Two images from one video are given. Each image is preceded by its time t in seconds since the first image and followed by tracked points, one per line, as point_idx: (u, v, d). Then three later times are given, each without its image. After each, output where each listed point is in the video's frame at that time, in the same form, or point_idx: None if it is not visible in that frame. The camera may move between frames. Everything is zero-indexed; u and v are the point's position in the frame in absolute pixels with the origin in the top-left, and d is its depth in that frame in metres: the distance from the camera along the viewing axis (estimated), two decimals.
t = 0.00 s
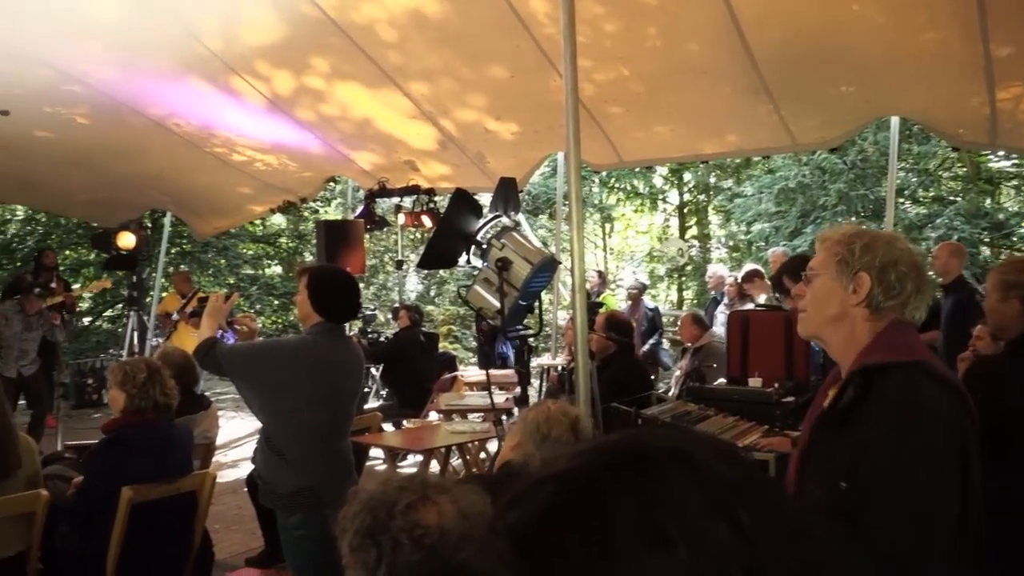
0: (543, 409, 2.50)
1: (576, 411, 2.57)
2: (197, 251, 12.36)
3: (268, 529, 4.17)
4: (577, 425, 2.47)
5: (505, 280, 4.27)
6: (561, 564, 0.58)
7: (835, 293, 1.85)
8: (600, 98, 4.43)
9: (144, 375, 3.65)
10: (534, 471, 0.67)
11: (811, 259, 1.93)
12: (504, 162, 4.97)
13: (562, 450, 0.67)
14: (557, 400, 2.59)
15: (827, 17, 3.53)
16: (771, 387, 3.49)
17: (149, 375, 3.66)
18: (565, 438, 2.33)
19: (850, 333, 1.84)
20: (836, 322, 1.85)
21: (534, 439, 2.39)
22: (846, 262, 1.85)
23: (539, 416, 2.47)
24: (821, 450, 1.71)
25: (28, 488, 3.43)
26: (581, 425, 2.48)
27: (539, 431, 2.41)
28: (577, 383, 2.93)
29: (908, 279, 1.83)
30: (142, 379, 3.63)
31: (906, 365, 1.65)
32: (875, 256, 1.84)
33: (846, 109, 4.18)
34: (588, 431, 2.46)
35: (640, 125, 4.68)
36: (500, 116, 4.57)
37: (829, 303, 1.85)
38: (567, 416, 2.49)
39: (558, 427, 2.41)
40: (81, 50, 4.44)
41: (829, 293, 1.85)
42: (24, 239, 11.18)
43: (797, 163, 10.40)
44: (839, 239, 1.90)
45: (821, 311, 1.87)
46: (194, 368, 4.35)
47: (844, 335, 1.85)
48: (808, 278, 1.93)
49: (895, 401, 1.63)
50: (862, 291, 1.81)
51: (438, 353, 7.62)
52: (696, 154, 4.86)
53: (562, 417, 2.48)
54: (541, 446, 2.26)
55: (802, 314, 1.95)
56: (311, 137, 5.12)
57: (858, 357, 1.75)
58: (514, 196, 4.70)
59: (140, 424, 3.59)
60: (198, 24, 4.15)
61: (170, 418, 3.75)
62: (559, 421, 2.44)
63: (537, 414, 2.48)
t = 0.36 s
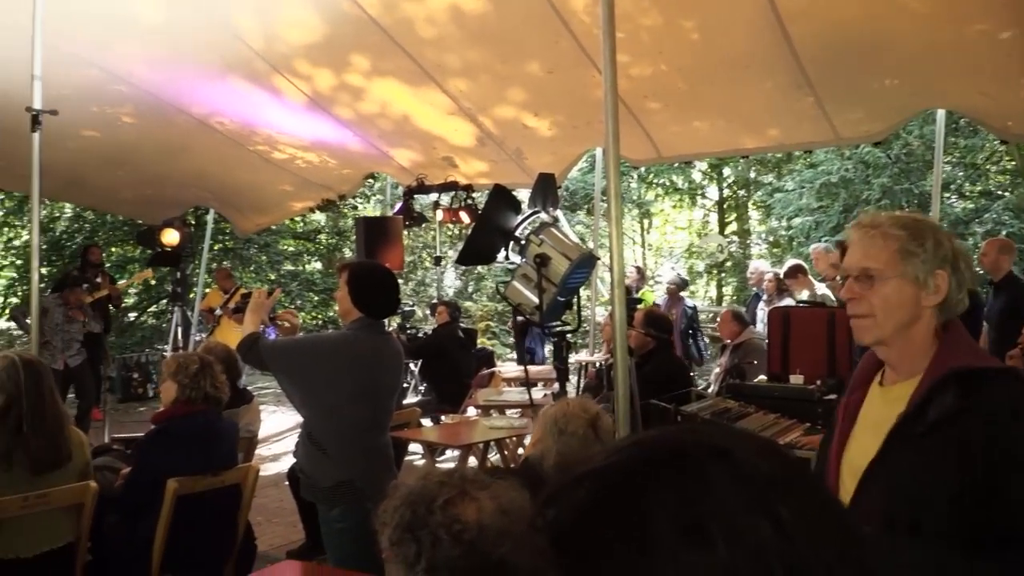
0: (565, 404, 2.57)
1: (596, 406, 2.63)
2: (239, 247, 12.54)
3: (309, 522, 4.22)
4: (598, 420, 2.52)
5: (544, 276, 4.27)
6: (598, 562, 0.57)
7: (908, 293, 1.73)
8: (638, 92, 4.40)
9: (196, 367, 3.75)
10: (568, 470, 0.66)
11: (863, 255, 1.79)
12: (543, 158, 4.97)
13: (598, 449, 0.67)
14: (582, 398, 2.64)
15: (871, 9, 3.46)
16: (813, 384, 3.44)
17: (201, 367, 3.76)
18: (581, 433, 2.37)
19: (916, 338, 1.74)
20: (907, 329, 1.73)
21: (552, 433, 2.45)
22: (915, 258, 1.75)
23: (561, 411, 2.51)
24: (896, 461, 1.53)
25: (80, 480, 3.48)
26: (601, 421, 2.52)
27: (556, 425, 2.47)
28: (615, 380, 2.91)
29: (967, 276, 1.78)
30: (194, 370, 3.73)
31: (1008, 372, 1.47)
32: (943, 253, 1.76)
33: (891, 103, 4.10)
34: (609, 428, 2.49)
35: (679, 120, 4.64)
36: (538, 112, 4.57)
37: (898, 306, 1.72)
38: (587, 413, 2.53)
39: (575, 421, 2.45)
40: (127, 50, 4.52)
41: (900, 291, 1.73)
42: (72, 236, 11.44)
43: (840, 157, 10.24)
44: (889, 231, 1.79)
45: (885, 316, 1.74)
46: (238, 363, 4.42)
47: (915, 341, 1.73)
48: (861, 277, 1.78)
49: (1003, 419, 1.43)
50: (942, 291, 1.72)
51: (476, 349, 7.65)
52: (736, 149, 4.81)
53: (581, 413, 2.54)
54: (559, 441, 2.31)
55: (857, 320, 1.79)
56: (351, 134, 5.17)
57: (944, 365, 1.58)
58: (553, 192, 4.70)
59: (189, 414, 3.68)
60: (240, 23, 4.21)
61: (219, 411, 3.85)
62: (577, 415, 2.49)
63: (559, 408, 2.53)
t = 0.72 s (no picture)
0: (608, 409, 2.51)
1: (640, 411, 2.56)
2: (271, 242, 12.65)
3: (342, 515, 4.27)
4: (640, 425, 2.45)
5: (575, 271, 4.26)
6: (632, 558, 0.57)
7: (935, 299, 1.66)
8: (670, 86, 4.37)
9: (230, 362, 3.79)
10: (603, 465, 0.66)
11: (896, 261, 1.75)
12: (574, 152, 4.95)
13: (633, 443, 0.66)
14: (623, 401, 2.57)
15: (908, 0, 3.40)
16: (848, 381, 3.40)
17: (235, 362, 3.79)
18: (625, 439, 2.30)
19: (954, 345, 1.66)
20: (942, 337, 1.67)
21: (596, 439, 2.38)
22: (942, 266, 1.66)
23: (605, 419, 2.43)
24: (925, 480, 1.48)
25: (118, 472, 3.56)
26: (645, 426, 2.45)
27: (601, 432, 2.39)
28: (647, 379, 2.89)
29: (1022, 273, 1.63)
30: (228, 365, 3.77)
31: None
32: (982, 254, 1.64)
33: (928, 94, 4.03)
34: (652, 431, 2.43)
35: (712, 113, 4.60)
36: (569, 106, 4.55)
37: (926, 313, 1.67)
38: (630, 417, 2.46)
39: (618, 427, 2.38)
40: (162, 48, 4.58)
41: (930, 300, 1.67)
42: (109, 231, 11.63)
43: (875, 151, 10.09)
44: (920, 236, 1.72)
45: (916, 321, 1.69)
46: (271, 357, 4.46)
47: (954, 348, 1.66)
48: (894, 281, 1.75)
49: None
50: (974, 298, 1.62)
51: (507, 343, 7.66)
52: (769, 143, 4.76)
53: (624, 418, 2.47)
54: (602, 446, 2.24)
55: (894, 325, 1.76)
56: (383, 130, 5.19)
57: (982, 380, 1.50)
58: (584, 186, 4.68)
59: (224, 407, 3.72)
60: (272, 19, 4.24)
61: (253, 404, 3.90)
62: (619, 422, 2.41)
63: (601, 413, 2.47)
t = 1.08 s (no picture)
0: (632, 402, 2.48)
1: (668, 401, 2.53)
2: (297, 237, 12.75)
3: (367, 507, 4.30)
4: (668, 416, 2.40)
5: (600, 266, 4.26)
6: (667, 552, 0.60)
7: (956, 298, 1.65)
8: (696, 80, 4.35)
9: (250, 357, 3.80)
10: (639, 459, 0.68)
11: (934, 256, 1.74)
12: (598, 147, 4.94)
13: (667, 439, 0.69)
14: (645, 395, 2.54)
15: None
16: (877, 376, 3.37)
17: (254, 357, 3.81)
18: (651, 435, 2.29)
19: (982, 342, 1.64)
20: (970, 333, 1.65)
21: (620, 436, 2.38)
22: (964, 266, 1.64)
23: (631, 415, 2.41)
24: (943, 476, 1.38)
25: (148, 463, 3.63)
26: (672, 417, 2.41)
27: (625, 429, 2.38)
28: (672, 371, 2.90)
29: None
30: (247, 361, 3.79)
31: None
32: (1007, 254, 1.58)
33: (958, 86, 3.98)
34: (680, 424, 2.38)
35: (738, 107, 4.57)
36: (594, 100, 4.54)
37: (950, 310, 1.66)
38: (657, 409, 2.43)
39: (642, 421, 2.36)
40: (190, 45, 4.63)
41: (953, 300, 1.65)
42: (138, 226, 11.77)
43: (903, 144, 9.96)
44: (954, 234, 1.69)
45: (945, 317, 1.69)
46: (297, 351, 4.50)
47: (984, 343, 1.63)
48: (930, 278, 1.75)
49: None
50: (990, 300, 1.59)
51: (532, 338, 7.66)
52: (796, 136, 4.73)
53: (649, 410, 2.44)
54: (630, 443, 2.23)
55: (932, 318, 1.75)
56: (408, 125, 5.21)
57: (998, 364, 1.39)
58: (609, 180, 4.67)
59: (248, 401, 3.77)
60: (299, 17, 4.28)
61: (275, 397, 3.93)
62: (643, 416, 2.39)
63: (625, 407, 2.45)
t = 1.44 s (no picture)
0: (643, 398, 2.44)
1: (679, 395, 2.51)
2: (325, 232, 12.83)
3: (395, 501, 4.32)
4: (680, 412, 2.41)
5: (628, 260, 4.25)
6: (704, 549, 0.60)
7: (1000, 275, 1.71)
8: (724, 72, 4.32)
9: (284, 351, 3.82)
10: (669, 451, 0.69)
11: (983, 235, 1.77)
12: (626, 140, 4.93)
13: (697, 433, 0.69)
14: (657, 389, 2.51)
15: None
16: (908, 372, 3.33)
17: (289, 351, 3.83)
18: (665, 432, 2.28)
19: None
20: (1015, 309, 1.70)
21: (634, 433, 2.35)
22: (1013, 243, 1.68)
23: (643, 411, 2.39)
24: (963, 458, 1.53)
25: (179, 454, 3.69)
26: (684, 413, 2.41)
27: (638, 425, 2.35)
28: (700, 362, 2.90)
29: None
30: (281, 355, 3.81)
31: None
32: None
33: (993, 77, 3.91)
34: (693, 420, 2.39)
35: (767, 100, 4.53)
36: (621, 94, 4.52)
37: (994, 286, 1.71)
38: (668, 404, 2.41)
39: (656, 418, 2.34)
40: (219, 42, 4.67)
41: (998, 278, 1.71)
42: (169, 221, 11.91)
43: (936, 136, 9.80)
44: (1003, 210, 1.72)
45: (989, 294, 1.75)
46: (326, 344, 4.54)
47: None
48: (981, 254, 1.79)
49: None
50: None
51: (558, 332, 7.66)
52: (825, 129, 4.68)
53: (661, 407, 2.41)
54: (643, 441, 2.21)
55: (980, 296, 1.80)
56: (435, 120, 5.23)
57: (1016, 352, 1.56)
58: (637, 174, 4.66)
59: (279, 394, 3.80)
60: (326, 13, 4.30)
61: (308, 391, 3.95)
62: (657, 412, 2.37)
63: (637, 403, 2.41)
